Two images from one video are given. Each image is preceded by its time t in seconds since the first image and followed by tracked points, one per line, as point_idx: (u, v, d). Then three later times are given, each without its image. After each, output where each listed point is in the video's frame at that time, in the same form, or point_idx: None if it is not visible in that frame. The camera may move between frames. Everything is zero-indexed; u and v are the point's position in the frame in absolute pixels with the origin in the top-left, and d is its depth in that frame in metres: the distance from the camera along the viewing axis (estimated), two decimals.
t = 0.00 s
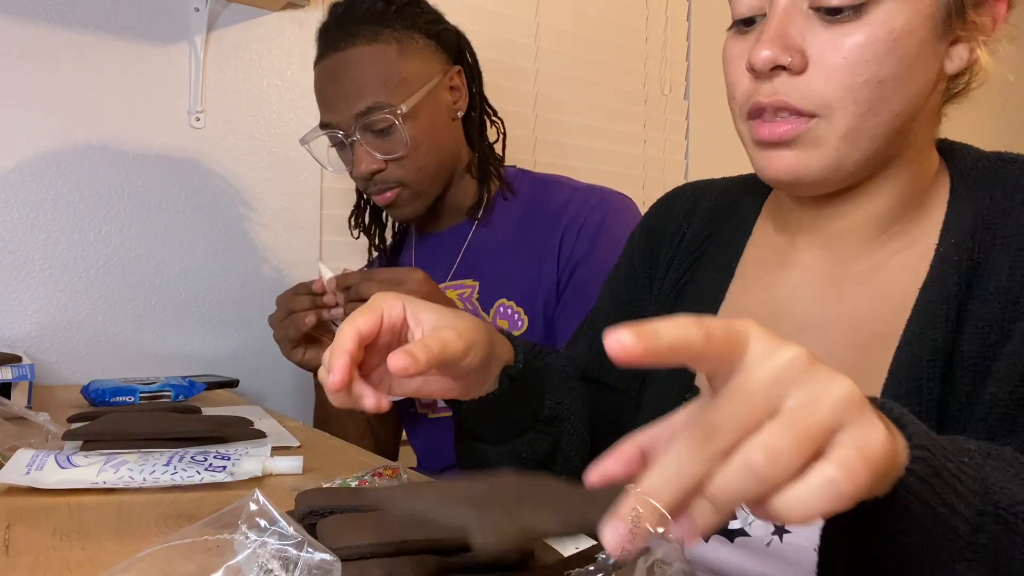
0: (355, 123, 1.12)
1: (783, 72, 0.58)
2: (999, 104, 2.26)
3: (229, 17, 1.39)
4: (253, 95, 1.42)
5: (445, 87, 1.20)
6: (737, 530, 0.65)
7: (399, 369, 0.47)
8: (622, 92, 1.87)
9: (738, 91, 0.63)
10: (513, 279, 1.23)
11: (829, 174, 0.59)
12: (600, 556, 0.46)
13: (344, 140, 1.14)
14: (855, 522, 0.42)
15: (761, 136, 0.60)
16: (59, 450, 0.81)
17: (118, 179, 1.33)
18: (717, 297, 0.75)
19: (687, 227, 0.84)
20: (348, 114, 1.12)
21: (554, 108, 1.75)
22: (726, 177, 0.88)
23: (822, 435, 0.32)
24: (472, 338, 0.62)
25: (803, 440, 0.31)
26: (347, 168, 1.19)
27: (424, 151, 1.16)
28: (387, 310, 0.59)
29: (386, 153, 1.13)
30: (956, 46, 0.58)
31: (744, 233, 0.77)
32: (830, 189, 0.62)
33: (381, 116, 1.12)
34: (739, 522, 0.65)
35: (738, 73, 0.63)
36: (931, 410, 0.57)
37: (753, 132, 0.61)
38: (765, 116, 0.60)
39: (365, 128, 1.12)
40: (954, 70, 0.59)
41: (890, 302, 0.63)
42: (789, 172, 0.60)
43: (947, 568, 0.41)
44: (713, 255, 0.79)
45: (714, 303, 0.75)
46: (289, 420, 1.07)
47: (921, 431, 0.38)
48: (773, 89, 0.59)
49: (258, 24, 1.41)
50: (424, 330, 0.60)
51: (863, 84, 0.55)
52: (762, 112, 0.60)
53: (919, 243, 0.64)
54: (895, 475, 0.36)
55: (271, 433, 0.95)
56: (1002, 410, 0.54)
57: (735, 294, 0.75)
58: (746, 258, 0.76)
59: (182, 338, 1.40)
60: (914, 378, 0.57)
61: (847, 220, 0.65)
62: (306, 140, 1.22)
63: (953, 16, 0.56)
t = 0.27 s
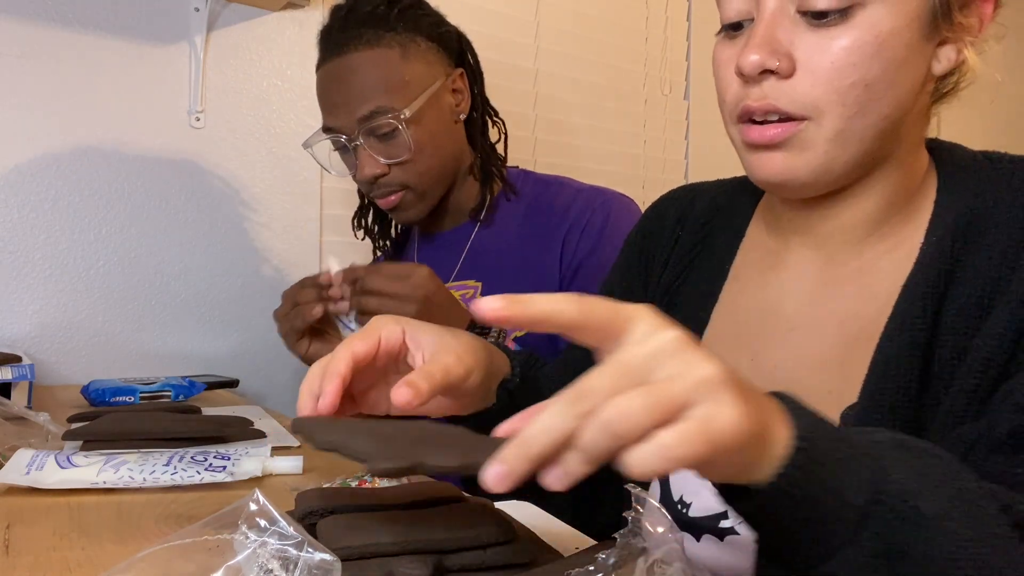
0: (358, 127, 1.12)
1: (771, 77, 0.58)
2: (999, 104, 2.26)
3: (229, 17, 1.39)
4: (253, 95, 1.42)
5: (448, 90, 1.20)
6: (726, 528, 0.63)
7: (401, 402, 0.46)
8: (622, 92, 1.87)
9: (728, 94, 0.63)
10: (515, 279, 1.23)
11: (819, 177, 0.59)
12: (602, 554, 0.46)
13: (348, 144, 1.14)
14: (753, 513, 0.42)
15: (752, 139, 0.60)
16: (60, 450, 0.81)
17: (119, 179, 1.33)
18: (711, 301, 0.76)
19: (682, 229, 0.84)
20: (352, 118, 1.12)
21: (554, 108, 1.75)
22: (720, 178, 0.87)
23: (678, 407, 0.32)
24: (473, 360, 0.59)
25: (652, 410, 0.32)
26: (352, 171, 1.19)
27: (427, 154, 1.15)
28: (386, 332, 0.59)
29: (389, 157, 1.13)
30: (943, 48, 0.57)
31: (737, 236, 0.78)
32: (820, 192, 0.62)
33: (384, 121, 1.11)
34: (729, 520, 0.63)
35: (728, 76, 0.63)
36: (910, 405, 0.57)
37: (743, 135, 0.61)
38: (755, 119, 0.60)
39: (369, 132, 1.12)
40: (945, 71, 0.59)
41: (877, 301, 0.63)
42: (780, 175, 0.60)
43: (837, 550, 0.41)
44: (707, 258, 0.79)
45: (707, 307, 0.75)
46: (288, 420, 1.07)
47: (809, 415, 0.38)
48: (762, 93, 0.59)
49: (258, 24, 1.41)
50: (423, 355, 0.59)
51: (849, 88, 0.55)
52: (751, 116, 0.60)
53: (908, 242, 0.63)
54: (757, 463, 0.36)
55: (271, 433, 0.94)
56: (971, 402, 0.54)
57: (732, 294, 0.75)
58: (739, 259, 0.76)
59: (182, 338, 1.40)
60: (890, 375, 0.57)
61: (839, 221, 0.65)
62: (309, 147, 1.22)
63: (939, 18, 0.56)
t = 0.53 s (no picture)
0: (348, 138, 1.12)
1: (766, 82, 0.58)
2: (998, 104, 2.26)
3: (229, 17, 1.39)
4: (253, 95, 1.42)
5: (440, 99, 1.19)
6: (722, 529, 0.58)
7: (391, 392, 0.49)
8: (621, 92, 1.87)
9: (721, 99, 0.62)
10: (513, 281, 1.24)
11: (813, 179, 0.59)
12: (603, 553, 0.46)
13: (338, 154, 1.13)
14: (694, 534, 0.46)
15: (745, 142, 0.60)
16: (60, 450, 0.81)
17: (119, 179, 1.33)
18: (705, 301, 0.75)
19: (675, 231, 0.84)
20: (342, 130, 1.11)
21: (554, 108, 1.75)
22: (711, 181, 0.88)
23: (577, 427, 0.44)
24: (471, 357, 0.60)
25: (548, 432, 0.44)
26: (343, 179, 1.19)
27: (418, 165, 1.15)
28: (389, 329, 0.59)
29: (380, 167, 1.13)
30: (933, 47, 0.58)
31: (730, 237, 0.78)
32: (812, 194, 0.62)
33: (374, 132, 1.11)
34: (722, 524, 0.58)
35: (721, 80, 0.62)
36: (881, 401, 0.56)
37: (737, 139, 0.61)
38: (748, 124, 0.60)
39: (359, 144, 1.11)
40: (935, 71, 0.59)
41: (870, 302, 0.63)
42: (774, 178, 0.60)
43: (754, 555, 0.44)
44: (699, 260, 0.79)
45: (700, 307, 0.75)
46: (288, 420, 1.07)
47: (723, 426, 0.46)
48: (757, 98, 0.58)
49: (258, 24, 1.41)
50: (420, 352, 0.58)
51: (845, 90, 0.56)
52: (745, 120, 0.60)
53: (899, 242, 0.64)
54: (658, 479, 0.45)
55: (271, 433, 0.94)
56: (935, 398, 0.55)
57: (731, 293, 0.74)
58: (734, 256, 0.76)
59: (181, 338, 1.40)
60: (865, 375, 0.56)
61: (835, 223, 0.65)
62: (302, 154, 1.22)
63: (929, 18, 0.57)
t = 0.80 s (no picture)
0: (333, 153, 1.12)
1: (769, 87, 0.58)
2: (997, 104, 2.27)
3: (229, 17, 1.39)
4: (252, 95, 1.42)
5: (431, 118, 1.17)
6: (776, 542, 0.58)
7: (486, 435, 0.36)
8: (621, 92, 1.87)
9: (721, 106, 0.62)
10: (509, 278, 1.23)
11: (819, 181, 0.59)
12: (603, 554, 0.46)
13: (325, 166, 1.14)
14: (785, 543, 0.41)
15: (750, 148, 0.60)
16: (60, 450, 0.81)
17: (120, 179, 1.33)
18: (703, 301, 0.75)
19: (673, 230, 0.83)
20: (327, 144, 1.12)
21: (554, 107, 1.75)
22: (708, 181, 0.88)
23: (715, 416, 0.32)
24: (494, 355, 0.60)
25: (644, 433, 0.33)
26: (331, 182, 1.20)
27: (401, 183, 1.15)
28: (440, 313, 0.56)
29: (363, 183, 1.13)
30: (927, 46, 0.58)
31: (729, 236, 0.77)
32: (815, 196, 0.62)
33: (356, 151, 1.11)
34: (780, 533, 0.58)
35: (721, 86, 0.62)
36: (898, 404, 0.56)
37: (740, 146, 0.61)
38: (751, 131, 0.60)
39: (343, 159, 1.11)
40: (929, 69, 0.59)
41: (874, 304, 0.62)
42: (781, 183, 0.60)
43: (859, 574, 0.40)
44: (696, 260, 0.79)
45: (698, 308, 0.75)
46: (288, 420, 1.07)
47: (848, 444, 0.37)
48: (761, 105, 0.58)
49: (258, 24, 1.41)
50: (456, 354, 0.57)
51: (847, 91, 0.56)
52: (749, 127, 0.60)
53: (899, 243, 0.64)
54: (827, 489, 0.34)
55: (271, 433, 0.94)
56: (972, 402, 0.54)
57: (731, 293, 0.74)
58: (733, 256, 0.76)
59: (181, 338, 1.40)
60: (885, 377, 0.57)
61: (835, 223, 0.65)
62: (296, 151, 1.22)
63: (921, 18, 0.57)
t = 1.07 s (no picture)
0: (330, 155, 1.12)
1: (786, 86, 0.57)
2: (996, 105, 2.27)
3: (229, 18, 1.39)
4: (252, 96, 1.42)
5: (429, 122, 1.16)
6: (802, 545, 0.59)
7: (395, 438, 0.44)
8: (622, 92, 1.87)
9: (737, 108, 0.62)
10: (508, 276, 1.23)
11: (839, 179, 0.59)
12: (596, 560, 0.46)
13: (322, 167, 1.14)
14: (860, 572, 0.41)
15: (768, 149, 0.59)
16: (60, 450, 0.81)
17: (120, 180, 1.33)
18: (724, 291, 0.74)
19: (692, 220, 0.83)
20: (324, 146, 1.12)
21: (554, 107, 1.75)
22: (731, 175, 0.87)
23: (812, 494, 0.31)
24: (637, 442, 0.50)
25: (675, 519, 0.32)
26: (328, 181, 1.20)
27: (396, 187, 1.15)
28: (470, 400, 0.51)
29: (358, 186, 1.14)
30: (939, 40, 0.58)
31: (751, 225, 0.77)
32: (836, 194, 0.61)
33: (352, 155, 1.10)
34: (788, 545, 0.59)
35: (736, 87, 0.62)
36: (923, 411, 0.58)
37: (757, 146, 0.60)
38: (769, 131, 0.60)
39: (338, 162, 1.12)
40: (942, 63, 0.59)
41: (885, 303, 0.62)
42: (800, 181, 0.59)
43: None
44: (715, 251, 0.78)
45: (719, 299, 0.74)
46: (288, 420, 1.07)
47: (943, 480, 0.37)
48: (778, 103, 0.58)
49: (258, 24, 1.41)
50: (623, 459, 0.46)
51: (865, 87, 0.55)
52: (767, 126, 0.59)
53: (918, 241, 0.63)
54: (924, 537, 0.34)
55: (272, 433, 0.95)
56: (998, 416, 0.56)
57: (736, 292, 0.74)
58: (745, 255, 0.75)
59: (181, 338, 1.40)
60: (906, 380, 0.58)
61: (846, 223, 0.64)
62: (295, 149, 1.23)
63: (935, 12, 0.57)
